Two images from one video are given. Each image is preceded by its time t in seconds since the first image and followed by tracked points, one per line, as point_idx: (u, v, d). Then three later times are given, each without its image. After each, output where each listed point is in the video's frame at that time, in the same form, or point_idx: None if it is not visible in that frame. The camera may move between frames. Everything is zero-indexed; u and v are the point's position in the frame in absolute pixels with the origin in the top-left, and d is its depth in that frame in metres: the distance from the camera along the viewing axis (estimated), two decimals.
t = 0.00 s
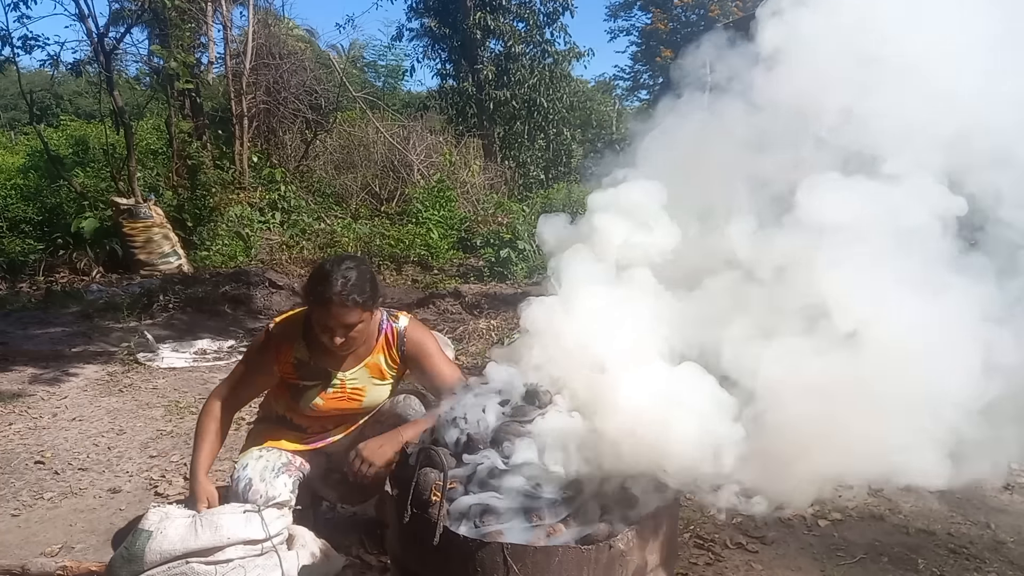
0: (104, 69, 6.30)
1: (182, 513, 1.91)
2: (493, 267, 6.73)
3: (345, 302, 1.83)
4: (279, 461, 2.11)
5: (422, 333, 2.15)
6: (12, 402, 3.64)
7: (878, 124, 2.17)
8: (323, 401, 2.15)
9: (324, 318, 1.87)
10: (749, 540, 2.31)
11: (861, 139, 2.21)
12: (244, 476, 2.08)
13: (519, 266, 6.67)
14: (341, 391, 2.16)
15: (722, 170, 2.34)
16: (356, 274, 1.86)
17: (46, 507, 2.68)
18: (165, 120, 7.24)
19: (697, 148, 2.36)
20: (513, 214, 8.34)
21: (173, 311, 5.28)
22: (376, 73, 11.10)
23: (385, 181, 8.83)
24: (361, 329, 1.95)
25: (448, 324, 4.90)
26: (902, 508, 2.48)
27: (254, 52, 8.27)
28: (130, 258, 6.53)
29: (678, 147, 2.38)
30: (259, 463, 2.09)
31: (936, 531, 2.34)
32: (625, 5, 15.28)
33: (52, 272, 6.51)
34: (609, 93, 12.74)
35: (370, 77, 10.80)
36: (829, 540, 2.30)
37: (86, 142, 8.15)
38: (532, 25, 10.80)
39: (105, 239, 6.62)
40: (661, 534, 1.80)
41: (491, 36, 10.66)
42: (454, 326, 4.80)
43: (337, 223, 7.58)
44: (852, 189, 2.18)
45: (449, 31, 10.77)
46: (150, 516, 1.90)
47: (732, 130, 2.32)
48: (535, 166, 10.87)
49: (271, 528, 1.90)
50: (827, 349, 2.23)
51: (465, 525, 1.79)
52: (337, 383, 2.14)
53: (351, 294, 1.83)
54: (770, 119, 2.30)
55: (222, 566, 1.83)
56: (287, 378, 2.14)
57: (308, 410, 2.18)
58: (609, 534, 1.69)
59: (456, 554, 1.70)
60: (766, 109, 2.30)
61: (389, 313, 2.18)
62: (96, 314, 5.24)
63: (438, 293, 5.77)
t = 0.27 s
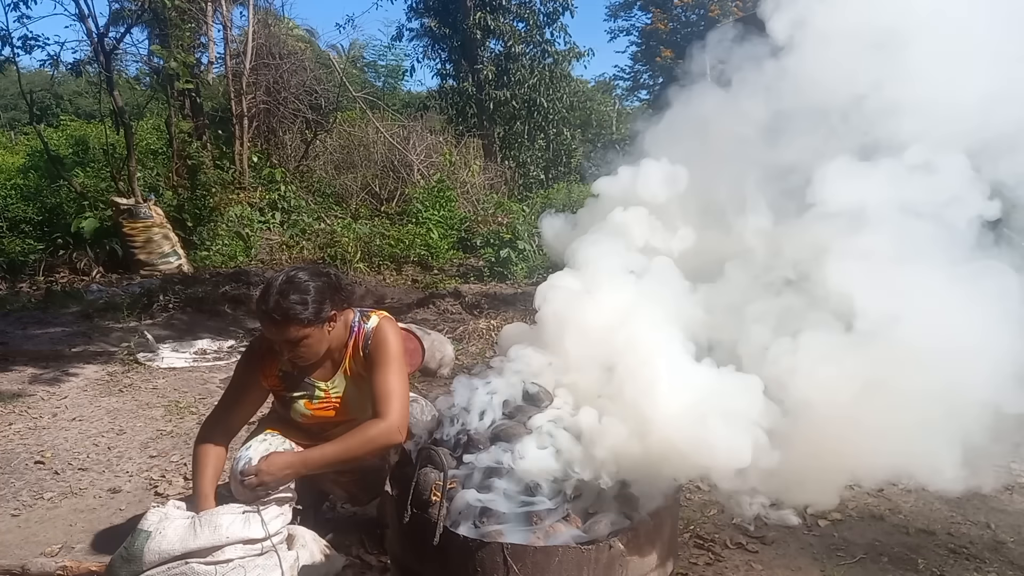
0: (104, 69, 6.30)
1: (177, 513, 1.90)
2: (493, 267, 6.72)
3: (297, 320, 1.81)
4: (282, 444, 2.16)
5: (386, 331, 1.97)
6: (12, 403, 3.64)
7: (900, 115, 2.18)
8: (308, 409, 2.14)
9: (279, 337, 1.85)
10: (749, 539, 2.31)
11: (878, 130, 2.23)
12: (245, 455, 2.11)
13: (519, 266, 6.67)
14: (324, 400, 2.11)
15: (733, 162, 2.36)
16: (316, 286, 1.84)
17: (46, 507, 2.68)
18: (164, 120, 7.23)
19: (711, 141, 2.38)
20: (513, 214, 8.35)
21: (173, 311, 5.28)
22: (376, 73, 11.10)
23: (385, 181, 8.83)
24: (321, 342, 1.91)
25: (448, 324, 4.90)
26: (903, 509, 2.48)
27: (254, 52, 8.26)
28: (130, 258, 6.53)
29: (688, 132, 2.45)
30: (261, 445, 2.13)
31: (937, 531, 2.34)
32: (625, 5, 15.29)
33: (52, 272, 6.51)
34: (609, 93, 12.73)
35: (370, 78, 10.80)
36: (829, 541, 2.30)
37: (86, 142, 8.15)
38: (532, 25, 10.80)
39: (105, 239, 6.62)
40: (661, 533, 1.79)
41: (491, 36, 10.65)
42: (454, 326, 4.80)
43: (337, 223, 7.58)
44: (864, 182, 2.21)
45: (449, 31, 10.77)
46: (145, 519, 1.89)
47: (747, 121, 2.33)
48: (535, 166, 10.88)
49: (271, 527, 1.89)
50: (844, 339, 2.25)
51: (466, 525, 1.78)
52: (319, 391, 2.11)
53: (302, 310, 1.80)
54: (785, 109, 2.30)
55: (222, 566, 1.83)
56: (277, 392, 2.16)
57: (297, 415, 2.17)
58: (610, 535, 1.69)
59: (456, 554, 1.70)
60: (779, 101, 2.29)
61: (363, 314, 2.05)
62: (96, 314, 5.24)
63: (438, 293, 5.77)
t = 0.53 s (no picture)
0: (104, 69, 6.30)
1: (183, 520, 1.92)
2: (493, 267, 6.72)
3: (276, 332, 1.78)
4: (277, 438, 2.31)
5: (368, 343, 1.90)
6: (12, 403, 3.64)
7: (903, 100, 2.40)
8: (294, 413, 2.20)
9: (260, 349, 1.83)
10: (748, 539, 2.31)
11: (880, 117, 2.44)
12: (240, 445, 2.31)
13: (519, 267, 6.67)
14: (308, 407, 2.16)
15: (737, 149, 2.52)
16: (297, 293, 1.81)
17: (46, 507, 2.68)
18: (164, 120, 7.22)
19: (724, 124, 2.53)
20: (512, 214, 8.35)
21: (173, 311, 5.28)
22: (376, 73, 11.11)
23: (385, 181, 8.83)
24: (301, 353, 1.88)
25: (448, 324, 4.89)
26: (902, 508, 2.48)
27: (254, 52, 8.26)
28: (130, 258, 6.53)
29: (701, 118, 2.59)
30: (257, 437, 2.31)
31: (937, 531, 2.34)
32: (625, 5, 15.30)
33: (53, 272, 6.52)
34: (609, 93, 12.73)
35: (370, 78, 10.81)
36: (828, 541, 2.30)
37: (86, 142, 8.15)
38: (532, 25, 10.80)
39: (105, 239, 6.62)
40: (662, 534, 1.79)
41: (491, 36, 10.66)
42: (454, 326, 4.80)
43: (337, 223, 7.58)
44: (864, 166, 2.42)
45: (449, 31, 10.77)
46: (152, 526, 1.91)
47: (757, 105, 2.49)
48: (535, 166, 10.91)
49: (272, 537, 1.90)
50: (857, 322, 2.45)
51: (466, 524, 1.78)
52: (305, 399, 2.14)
53: (280, 318, 1.77)
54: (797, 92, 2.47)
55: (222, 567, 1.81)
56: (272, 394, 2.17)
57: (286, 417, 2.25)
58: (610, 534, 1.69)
59: (456, 555, 1.70)
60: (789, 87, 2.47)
61: (352, 325, 2.00)
62: (96, 314, 5.24)
63: (438, 293, 5.77)
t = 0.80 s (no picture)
0: (104, 69, 6.31)
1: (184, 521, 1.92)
2: (493, 267, 6.72)
3: (268, 338, 1.80)
4: (271, 435, 2.26)
5: (360, 343, 1.90)
6: (12, 403, 3.64)
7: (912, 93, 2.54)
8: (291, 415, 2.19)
9: (252, 355, 1.85)
10: (748, 539, 2.31)
11: (890, 108, 2.59)
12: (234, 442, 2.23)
13: (519, 267, 6.68)
14: (304, 410, 2.15)
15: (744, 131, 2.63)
16: (285, 297, 1.81)
17: (46, 507, 2.69)
18: (165, 120, 7.22)
19: (739, 108, 2.64)
20: (512, 214, 8.36)
21: (173, 311, 5.28)
22: (376, 73, 11.12)
23: (385, 181, 8.83)
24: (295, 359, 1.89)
25: (448, 324, 4.90)
26: (901, 508, 2.49)
27: (254, 52, 8.26)
28: (130, 258, 6.53)
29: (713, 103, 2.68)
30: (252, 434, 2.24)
31: (937, 531, 2.34)
32: (625, 5, 15.32)
33: (53, 272, 6.52)
34: (609, 93, 12.74)
35: (370, 78, 10.82)
36: (828, 541, 2.30)
37: (86, 142, 8.16)
38: (532, 25, 10.80)
39: (105, 239, 6.63)
40: (660, 534, 1.80)
41: (491, 36, 10.66)
42: (454, 327, 4.80)
43: (337, 223, 7.60)
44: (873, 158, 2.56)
45: (449, 31, 10.77)
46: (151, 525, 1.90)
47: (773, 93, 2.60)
48: (535, 166, 10.95)
49: (278, 532, 1.91)
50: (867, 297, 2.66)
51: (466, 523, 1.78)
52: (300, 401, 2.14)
53: (268, 322, 1.77)
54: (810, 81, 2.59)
55: (222, 566, 1.83)
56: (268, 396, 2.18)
57: (284, 419, 2.23)
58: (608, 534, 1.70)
59: (455, 554, 1.70)
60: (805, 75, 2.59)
61: (345, 325, 1.99)
62: (96, 314, 5.24)
63: (438, 293, 5.78)
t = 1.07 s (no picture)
0: (104, 69, 6.31)
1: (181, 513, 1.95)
2: (493, 267, 6.73)
3: (262, 338, 1.79)
4: (270, 436, 2.22)
5: (353, 339, 1.90)
6: (12, 403, 3.65)
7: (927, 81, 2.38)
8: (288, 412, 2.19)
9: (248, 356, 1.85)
10: (748, 539, 2.32)
11: (905, 97, 2.43)
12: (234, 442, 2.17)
13: (519, 267, 6.68)
14: (302, 407, 2.15)
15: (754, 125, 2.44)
16: (277, 295, 1.81)
17: (46, 507, 2.69)
18: (165, 120, 7.21)
19: (755, 98, 2.44)
20: (512, 214, 8.37)
21: (173, 311, 5.29)
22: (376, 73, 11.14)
23: (385, 181, 8.83)
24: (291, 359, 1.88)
25: (448, 324, 4.90)
26: (901, 508, 2.50)
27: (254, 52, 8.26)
28: (130, 258, 6.54)
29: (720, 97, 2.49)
30: (251, 434, 2.19)
31: (936, 531, 2.34)
32: (625, 5, 15.33)
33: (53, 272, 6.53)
34: (609, 93, 12.74)
35: (370, 78, 10.83)
36: (828, 540, 2.31)
37: (86, 143, 8.16)
38: (532, 25, 10.81)
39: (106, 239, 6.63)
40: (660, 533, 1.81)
41: (491, 36, 10.67)
42: (454, 326, 4.81)
43: (337, 223, 7.62)
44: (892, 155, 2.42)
45: (449, 31, 10.78)
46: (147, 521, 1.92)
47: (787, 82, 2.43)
48: (535, 166, 10.97)
49: (276, 516, 1.92)
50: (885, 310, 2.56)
51: (464, 522, 1.78)
52: (298, 399, 2.14)
53: (262, 321, 1.76)
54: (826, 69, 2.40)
55: (223, 564, 1.84)
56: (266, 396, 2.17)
57: (281, 417, 2.23)
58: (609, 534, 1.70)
59: (456, 554, 1.70)
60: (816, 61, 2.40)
61: (337, 322, 1.99)
62: (97, 314, 5.25)
63: (438, 293, 5.78)
